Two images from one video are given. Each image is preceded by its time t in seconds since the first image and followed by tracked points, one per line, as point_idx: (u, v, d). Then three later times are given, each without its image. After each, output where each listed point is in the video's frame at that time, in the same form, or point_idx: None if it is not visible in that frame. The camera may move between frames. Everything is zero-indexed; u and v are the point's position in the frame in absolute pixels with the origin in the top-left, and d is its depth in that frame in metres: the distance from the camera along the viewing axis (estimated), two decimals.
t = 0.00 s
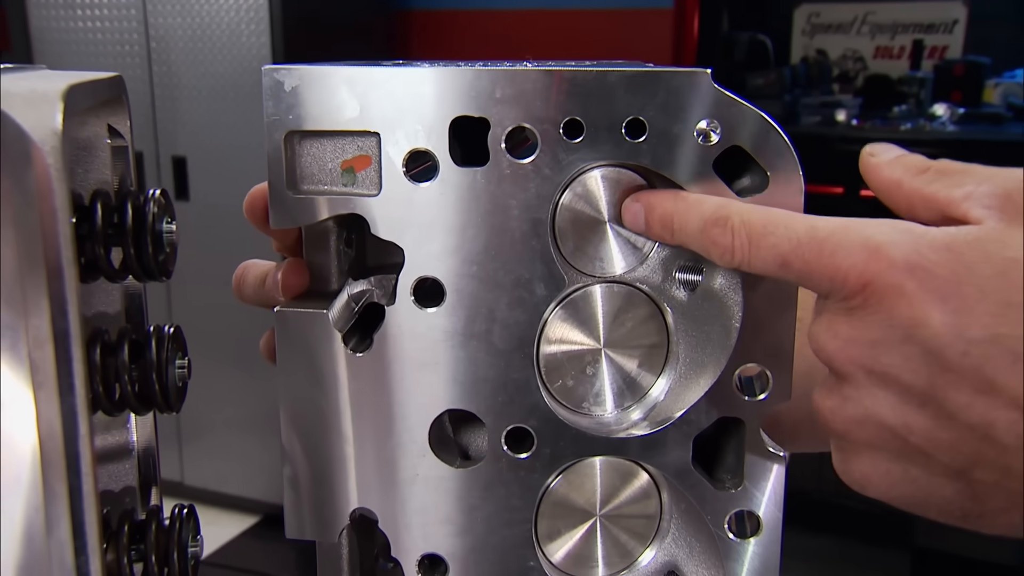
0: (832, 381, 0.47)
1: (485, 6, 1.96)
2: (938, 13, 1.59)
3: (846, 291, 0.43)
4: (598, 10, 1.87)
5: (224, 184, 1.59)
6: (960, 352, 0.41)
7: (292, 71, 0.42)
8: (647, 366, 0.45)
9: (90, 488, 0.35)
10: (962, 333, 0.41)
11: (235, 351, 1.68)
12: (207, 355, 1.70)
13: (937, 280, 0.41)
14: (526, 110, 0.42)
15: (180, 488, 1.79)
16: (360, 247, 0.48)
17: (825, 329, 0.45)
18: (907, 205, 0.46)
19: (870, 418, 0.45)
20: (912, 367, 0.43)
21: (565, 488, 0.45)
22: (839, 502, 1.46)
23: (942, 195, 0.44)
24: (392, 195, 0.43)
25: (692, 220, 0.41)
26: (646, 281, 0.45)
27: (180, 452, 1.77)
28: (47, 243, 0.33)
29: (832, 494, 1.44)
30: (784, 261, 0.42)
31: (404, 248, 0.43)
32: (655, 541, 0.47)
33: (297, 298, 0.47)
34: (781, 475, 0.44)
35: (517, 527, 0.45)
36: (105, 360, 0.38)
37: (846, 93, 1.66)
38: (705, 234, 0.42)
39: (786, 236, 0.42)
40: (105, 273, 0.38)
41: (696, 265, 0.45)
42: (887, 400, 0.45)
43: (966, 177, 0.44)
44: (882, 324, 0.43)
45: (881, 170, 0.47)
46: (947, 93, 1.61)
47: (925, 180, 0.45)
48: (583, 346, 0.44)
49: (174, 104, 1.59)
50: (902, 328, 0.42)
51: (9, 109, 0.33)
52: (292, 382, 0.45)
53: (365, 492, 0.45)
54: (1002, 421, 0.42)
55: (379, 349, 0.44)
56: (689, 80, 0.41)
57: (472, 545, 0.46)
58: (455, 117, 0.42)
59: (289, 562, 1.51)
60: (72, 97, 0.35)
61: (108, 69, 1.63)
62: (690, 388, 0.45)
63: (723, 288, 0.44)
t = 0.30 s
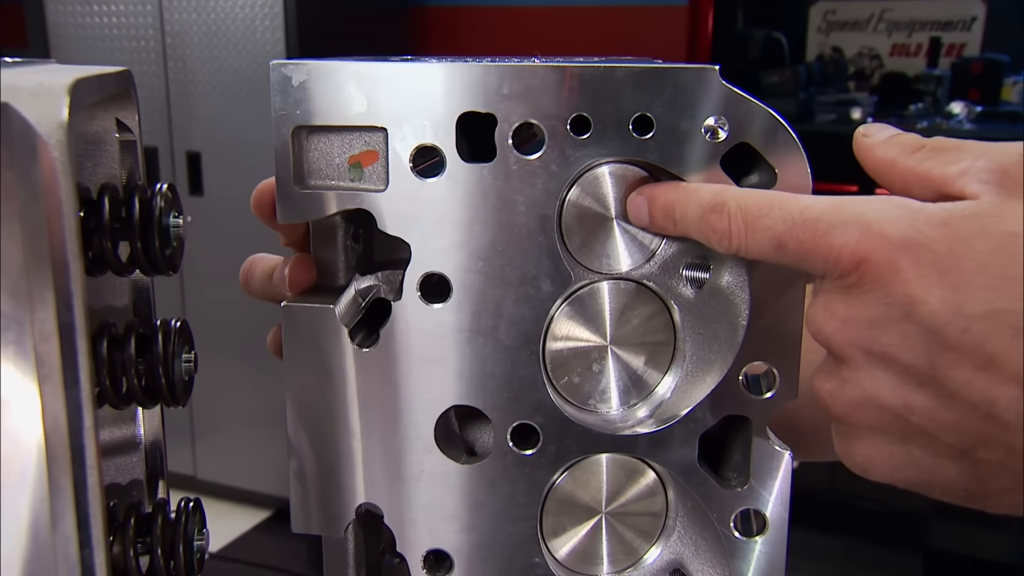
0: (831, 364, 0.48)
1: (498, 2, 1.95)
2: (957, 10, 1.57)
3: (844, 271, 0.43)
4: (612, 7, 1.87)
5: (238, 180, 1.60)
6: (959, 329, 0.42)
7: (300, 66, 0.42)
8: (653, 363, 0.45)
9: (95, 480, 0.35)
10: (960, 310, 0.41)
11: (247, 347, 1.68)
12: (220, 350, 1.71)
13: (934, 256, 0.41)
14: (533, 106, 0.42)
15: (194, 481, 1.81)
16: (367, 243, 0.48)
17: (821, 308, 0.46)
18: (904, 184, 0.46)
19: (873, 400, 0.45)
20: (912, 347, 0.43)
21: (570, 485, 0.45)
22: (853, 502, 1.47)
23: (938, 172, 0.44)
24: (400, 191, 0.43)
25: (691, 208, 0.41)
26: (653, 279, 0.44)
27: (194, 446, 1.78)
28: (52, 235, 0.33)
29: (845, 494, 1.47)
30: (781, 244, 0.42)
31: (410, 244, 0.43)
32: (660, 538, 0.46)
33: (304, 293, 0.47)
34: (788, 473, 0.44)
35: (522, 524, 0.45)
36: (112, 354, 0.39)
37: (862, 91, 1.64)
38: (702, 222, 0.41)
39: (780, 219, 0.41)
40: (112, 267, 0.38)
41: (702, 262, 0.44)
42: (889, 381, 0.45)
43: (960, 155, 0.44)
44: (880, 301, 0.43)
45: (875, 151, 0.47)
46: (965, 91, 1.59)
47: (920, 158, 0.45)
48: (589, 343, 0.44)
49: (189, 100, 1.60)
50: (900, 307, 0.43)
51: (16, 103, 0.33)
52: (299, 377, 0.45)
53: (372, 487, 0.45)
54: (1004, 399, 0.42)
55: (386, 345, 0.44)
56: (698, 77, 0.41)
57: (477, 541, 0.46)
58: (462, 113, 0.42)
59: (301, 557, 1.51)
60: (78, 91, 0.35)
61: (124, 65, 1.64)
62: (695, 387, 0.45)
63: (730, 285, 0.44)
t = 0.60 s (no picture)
0: (834, 371, 0.47)
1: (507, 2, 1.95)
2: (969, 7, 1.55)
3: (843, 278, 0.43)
4: (621, 6, 1.86)
5: (248, 180, 1.61)
6: (960, 331, 0.41)
7: (301, 66, 0.42)
8: (655, 363, 0.45)
9: (96, 480, 0.35)
10: (961, 311, 0.41)
11: (258, 347, 1.69)
12: (232, 350, 1.72)
13: (932, 260, 0.41)
14: (533, 105, 0.41)
15: (205, 481, 1.82)
16: (370, 243, 0.48)
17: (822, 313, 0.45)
18: (897, 188, 0.45)
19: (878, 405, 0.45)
20: (914, 351, 0.43)
21: (573, 485, 0.45)
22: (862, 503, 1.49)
23: (931, 174, 0.44)
24: (401, 190, 0.43)
25: (688, 213, 0.41)
26: (655, 278, 0.44)
27: (205, 445, 1.79)
28: (52, 236, 0.33)
29: (856, 494, 1.48)
30: (778, 250, 0.42)
31: (412, 244, 0.43)
32: (663, 539, 0.46)
33: (306, 294, 0.47)
34: (791, 474, 0.44)
35: (525, 524, 0.45)
36: (114, 354, 0.39)
37: (873, 90, 1.64)
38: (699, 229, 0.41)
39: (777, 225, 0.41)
40: (114, 267, 0.39)
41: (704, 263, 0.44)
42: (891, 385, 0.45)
43: (950, 155, 0.44)
44: (880, 307, 0.43)
45: (865, 156, 0.47)
46: (978, 88, 1.59)
47: (911, 160, 0.45)
48: (591, 343, 0.44)
49: (199, 100, 1.61)
50: (900, 312, 0.42)
51: (15, 105, 0.33)
52: (303, 377, 0.45)
53: (375, 486, 0.45)
54: (1007, 399, 0.42)
55: (388, 344, 0.44)
56: (699, 76, 0.41)
57: (479, 540, 0.46)
58: (463, 113, 0.42)
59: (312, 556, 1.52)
60: (78, 93, 0.35)
61: (135, 66, 1.65)
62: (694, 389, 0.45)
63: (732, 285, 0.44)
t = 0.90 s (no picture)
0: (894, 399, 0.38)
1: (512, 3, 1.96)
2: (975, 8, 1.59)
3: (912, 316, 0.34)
4: (626, 6, 1.86)
5: (253, 180, 1.61)
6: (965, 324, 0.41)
7: (299, 68, 0.42)
8: (653, 365, 0.45)
9: (92, 481, 0.35)
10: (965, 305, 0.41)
11: (262, 347, 1.69)
12: (237, 351, 1.72)
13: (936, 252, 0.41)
14: (531, 107, 0.41)
15: (210, 481, 1.82)
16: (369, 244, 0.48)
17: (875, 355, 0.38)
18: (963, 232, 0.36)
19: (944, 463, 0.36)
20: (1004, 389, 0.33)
21: (571, 487, 0.45)
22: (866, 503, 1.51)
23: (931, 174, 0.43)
24: (399, 192, 0.43)
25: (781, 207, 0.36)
26: (652, 279, 0.45)
27: (210, 445, 1.80)
28: (48, 238, 0.33)
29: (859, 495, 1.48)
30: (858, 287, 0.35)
31: (410, 245, 0.43)
32: (661, 541, 0.46)
33: (304, 295, 0.47)
34: (790, 476, 0.44)
35: (522, 526, 0.45)
36: (112, 356, 0.39)
37: (878, 90, 1.67)
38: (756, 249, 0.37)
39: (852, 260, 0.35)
40: (112, 269, 0.39)
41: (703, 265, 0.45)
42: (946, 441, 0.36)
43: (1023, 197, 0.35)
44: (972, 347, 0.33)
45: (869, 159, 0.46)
46: (983, 89, 1.62)
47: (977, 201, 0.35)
48: (589, 345, 0.44)
49: (205, 102, 1.61)
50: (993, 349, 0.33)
51: (13, 108, 0.33)
52: (303, 378, 0.45)
53: (375, 488, 0.45)
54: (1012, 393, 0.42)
55: (386, 345, 0.44)
56: (697, 78, 0.41)
57: (477, 541, 0.46)
58: (461, 114, 0.42)
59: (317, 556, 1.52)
60: (74, 95, 0.35)
61: (141, 67, 1.66)
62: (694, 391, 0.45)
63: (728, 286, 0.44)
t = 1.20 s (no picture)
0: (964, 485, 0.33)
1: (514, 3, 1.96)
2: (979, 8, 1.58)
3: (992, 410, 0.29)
4: (628, 6, 1.86)
5: (255, 181, 1.61)
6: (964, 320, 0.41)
7: (295, 68, 0.42)
8: (649, 365, 0.44)
9: (85, 481, 0.35)
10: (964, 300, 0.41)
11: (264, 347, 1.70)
12: (240, 351, 1.73)
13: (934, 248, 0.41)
14: (527, 107, 0.41)
15: (213, 481, 1.82)
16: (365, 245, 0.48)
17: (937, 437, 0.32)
18: None
19: None
20: None
21: (566, 488, 0.45)
22: (875, 505, 1.57)
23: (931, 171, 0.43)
24: (394, 193, 0.43)
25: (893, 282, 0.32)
26: (647, 280, 0.44)
27: (213, 446, 1.80)
28: (41, 238, 0.33)
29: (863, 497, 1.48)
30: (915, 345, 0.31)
31: (406, 245, 0.43)
32: (658, 542, 0.46)
33: (301, 295, 0.47)
34: (786, 478, 0.44)
35: (518, 526, 0.45)
36: (107, 355, 0.39)
37: (881, 90, 1.68)
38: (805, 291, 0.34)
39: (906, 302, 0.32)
40: (108, 269, 0.39)
41: (698, 265, 0.45)
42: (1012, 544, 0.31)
43: None
44: None
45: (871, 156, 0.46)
46: (987, 89, 1.61)
47: None
48: (585, 345, 0.44)
49: (207, 102, 1.62)
50: None
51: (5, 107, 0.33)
52: (299, 379, 0.45)
53: (372, 488, 0.46)
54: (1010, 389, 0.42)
55: (382, 346, 0.44)
56: (692, 78, 0.41)
57: (473, 541, 0.46)
58: (457, 114, 0.42)
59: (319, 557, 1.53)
60: (67, 95, 0.35)
61: (144, 68, 1.66)
62: (689, 390, 0.45)
63: (723, 286, 0.44)
